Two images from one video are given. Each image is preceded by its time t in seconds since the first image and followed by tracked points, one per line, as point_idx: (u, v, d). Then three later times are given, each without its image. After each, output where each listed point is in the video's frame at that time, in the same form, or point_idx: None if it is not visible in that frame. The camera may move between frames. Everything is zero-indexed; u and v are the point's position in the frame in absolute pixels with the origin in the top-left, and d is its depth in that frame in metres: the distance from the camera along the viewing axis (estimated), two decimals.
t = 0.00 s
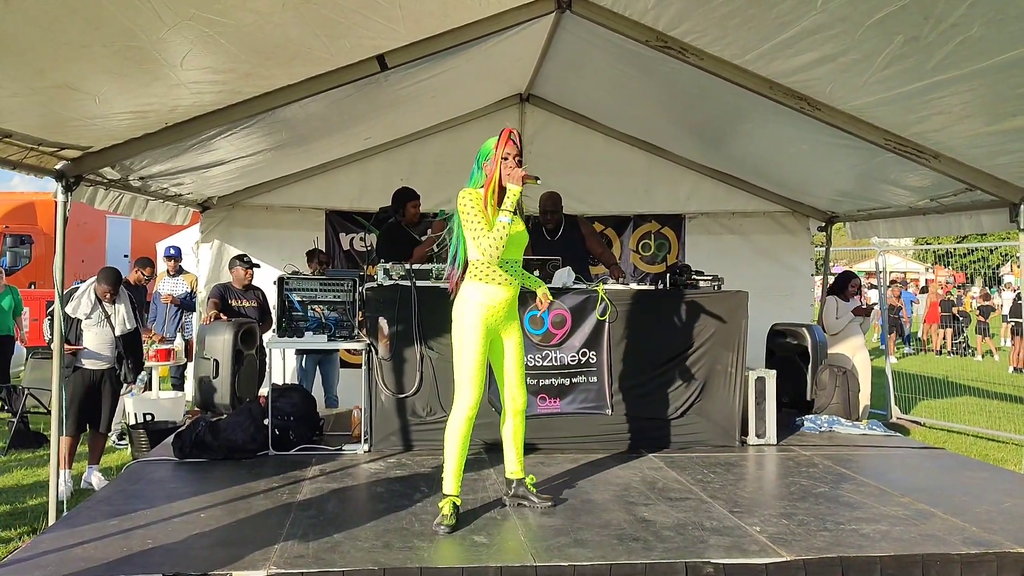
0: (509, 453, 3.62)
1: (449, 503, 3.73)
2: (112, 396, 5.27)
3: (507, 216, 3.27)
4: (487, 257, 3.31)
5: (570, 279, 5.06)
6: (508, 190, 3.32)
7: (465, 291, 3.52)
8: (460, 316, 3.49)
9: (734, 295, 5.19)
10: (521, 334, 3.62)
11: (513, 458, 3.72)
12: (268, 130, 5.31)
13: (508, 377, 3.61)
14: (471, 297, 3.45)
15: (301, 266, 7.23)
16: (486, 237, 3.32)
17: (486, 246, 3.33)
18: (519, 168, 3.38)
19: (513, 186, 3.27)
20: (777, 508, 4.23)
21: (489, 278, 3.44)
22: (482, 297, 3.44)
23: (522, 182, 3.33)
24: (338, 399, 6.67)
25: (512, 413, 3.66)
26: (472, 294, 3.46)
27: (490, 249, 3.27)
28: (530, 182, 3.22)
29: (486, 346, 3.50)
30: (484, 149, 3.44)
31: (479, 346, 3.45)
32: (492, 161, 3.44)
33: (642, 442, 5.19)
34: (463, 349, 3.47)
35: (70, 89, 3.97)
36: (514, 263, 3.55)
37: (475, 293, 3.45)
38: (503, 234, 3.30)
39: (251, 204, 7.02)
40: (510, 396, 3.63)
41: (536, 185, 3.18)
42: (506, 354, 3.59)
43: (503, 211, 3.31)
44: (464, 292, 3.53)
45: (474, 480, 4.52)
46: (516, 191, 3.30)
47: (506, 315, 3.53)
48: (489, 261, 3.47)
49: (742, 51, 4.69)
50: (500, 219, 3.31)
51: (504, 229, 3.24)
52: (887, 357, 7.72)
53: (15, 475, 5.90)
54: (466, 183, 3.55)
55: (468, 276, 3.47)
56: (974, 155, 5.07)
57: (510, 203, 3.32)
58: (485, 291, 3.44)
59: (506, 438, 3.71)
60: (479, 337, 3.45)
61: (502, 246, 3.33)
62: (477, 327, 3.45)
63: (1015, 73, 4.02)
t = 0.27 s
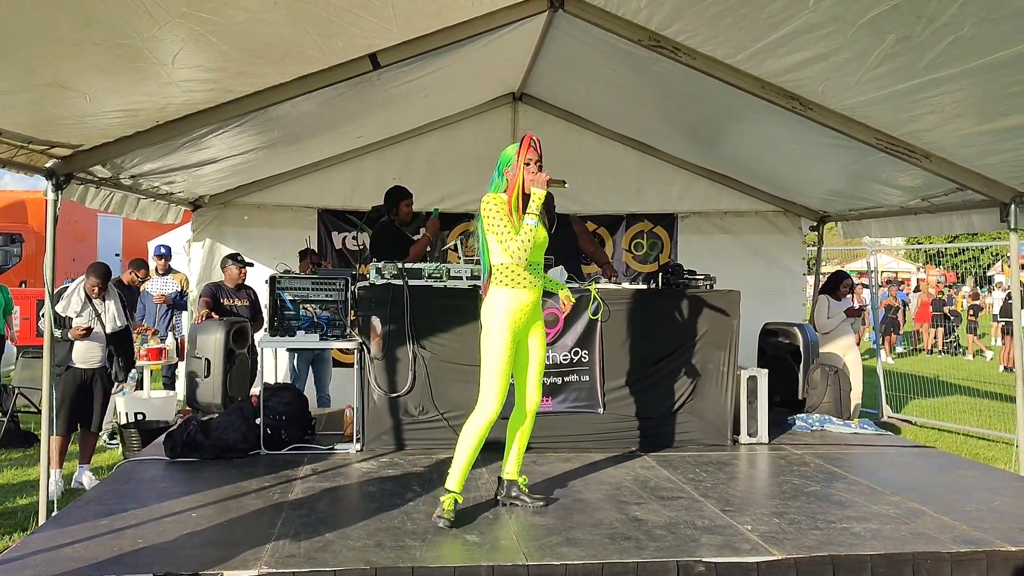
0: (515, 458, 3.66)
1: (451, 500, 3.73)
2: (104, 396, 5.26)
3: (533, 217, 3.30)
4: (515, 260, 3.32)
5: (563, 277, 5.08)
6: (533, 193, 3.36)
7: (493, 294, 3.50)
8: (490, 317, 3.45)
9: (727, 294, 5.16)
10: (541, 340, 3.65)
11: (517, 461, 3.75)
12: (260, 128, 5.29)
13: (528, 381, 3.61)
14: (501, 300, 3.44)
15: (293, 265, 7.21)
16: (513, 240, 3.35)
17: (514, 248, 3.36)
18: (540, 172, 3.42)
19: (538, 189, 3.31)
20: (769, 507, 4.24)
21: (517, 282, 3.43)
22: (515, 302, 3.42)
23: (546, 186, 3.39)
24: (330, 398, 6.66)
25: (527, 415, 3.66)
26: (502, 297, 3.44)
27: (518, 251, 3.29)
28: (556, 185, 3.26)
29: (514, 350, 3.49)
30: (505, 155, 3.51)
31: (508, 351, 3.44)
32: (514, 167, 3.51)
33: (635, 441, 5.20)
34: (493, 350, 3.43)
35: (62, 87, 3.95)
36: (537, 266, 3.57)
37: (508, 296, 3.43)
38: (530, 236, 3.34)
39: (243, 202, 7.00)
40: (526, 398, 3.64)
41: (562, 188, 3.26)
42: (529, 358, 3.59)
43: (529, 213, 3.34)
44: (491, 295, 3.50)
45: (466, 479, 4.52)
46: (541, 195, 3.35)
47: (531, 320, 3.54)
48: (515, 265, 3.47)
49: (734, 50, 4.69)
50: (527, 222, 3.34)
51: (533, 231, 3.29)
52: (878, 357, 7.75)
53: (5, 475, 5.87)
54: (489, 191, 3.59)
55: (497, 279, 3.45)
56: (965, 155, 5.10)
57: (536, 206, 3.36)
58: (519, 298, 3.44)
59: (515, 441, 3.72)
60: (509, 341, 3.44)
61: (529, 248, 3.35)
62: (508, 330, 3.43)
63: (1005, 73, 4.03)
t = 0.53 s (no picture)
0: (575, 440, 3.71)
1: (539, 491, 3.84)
2: (91, 396, 5.22)
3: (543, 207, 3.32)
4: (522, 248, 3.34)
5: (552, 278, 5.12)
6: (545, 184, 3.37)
7: (499, 292, 3.63)
8: (503, 315, 3.57)
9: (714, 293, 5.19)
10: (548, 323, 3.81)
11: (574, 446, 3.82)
12: (249, 126, 5.27)
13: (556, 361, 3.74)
14: (510, 295, 3.57)
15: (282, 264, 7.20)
16: (522, 230, 3.37)
17: (522, 238, 3.37)
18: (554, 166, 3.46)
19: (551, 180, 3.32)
20: (757, 505, 4.25)
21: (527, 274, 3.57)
22: (523, 291, 3.57)
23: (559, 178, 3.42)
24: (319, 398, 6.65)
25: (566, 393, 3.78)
26: (509, 292, 3.58)
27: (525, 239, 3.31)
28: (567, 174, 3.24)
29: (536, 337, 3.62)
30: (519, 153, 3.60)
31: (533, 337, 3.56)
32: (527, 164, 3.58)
33: (624, 440, 5.20)
34: (517, 344, 3.53)
35: (48, 85, 3.92)
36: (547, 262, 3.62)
37: (515, 288, 3.58)
38: (539, 224, 3.33)
39: (232, 202, 6.97)
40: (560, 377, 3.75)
41: (574, 176, 3.14)
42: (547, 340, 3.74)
43: (540, 202, 3.35)
44: (498, 293, 3.63)
45: (456, 479, 4.52)
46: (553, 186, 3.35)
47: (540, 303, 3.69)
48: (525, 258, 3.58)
49: (723, 50, 4.70)
50: (536, 210, 3.34)
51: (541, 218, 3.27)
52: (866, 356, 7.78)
53: None
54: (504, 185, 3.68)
55: (504, 275, 3.59)
56: (952, 155, 5.12)
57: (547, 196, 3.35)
58: (528, 286, 3.58)
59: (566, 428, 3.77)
60: (530, 329, 3.56)
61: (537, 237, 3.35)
62: (523, 320, 3.56)
63: (992, 73, 4.05)
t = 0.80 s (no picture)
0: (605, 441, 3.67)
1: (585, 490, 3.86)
2: (76, 397, 5.19)
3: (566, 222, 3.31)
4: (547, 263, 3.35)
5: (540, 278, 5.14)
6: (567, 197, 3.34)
7: (517, 298, 3.58)
8: (523, 320, 3.51)
9: (700, 293, 5.23)
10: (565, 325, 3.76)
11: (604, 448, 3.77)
12: (235, 126, 5.26)
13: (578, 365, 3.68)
14: (529, 300, 3.53)
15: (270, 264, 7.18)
16: (546, 244, 3.37)
17: (546, 252, 3.37)
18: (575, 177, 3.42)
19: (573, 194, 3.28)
20: (744, 504, 4.27)
21: (547, 283, 3.53)
22: (543, 296, 3.53)
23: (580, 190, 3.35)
24: (307, 398, 6.64)
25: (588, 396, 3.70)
26: (528, 297, 3.54)
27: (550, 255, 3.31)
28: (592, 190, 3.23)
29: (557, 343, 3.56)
30: (539, 161, 3.55)
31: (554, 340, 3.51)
32: (547, 171, 3.53)
33: (611, 440, 5.21)
34: (537, 348, 3.48)
35: (32, 84, 3.90)
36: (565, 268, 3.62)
37: (533, 293, 3.53)
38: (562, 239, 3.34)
39: (218, 201, 6.95)
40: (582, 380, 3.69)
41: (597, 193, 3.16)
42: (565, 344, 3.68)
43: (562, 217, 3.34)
44: (517, 299, 3.58)
45: (443, 479, 4.51)
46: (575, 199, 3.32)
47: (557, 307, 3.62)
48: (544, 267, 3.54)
49: (710, 51, 4.72)
50: (559, 225, 3.35)
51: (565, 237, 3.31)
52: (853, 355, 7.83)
53: None
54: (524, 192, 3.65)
55: (522, 282, 3.55)
56: (937, 156, 5.16)
57: (568, 211, 3.36)
58: (547, 291, 3.54)
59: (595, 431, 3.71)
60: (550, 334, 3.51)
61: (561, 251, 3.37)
62: (543, 324, 3.51)
63: (976, 75, 4.08)
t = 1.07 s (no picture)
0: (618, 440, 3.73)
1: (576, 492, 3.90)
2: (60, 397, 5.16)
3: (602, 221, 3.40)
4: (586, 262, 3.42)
5: (526, 278, 5.12)
6: (601, 197, 3.44)
7: (544, 296, 3.56)
8: (549, 320, 3.50)
9: (686, 293, 5.23)
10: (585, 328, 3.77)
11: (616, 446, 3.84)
12: (220, 126, 5.24)
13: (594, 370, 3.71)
14: (555, 300, 3.51)
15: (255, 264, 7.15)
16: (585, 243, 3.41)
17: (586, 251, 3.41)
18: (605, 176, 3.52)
19: (609, 192, 3.41)
20: (730, 503, 4.28)
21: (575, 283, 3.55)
22: (571, 296, 3.53)
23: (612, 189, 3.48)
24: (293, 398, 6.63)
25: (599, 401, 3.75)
26: (556, 296, 3.53)
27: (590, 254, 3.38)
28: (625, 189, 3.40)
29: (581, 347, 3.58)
30: (565, 161, 3.58)
31: (580, 342, 3.52)
32: (573, 170, 3.57)
33: (597, 440, 5.22)
34: (561, 350, 3.49)
35: (14, 83, 3.87)
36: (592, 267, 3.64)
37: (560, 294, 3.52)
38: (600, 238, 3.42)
39: (204, 201, 6.92)
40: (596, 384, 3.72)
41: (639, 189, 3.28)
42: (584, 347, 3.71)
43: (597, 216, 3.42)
44: (543, 298, 3.56)
45: (430, 479, 4.51)
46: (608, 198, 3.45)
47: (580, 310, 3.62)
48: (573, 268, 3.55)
49: (695, 52, 4.73)
50: (595, 224, 3.44)
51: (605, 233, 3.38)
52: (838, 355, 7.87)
53: None
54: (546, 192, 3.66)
55: (550, 281, 3.53)
56: (920, 157, 5.20)
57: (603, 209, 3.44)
58: (575, 292, 3.54)
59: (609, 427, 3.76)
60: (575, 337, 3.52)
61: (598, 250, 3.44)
62: (568, 326, 3.51)
63: (959, 77, 4.11)
